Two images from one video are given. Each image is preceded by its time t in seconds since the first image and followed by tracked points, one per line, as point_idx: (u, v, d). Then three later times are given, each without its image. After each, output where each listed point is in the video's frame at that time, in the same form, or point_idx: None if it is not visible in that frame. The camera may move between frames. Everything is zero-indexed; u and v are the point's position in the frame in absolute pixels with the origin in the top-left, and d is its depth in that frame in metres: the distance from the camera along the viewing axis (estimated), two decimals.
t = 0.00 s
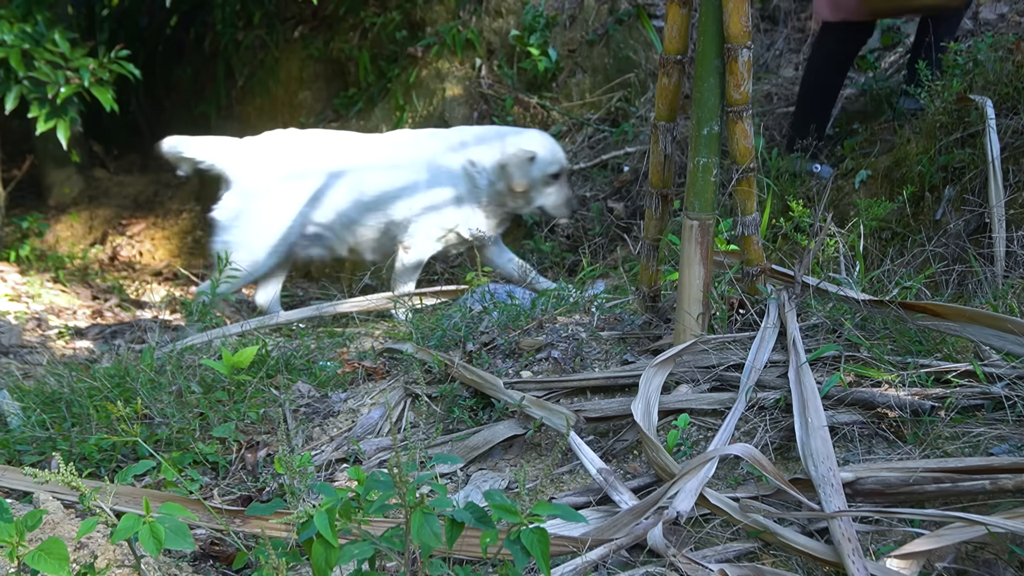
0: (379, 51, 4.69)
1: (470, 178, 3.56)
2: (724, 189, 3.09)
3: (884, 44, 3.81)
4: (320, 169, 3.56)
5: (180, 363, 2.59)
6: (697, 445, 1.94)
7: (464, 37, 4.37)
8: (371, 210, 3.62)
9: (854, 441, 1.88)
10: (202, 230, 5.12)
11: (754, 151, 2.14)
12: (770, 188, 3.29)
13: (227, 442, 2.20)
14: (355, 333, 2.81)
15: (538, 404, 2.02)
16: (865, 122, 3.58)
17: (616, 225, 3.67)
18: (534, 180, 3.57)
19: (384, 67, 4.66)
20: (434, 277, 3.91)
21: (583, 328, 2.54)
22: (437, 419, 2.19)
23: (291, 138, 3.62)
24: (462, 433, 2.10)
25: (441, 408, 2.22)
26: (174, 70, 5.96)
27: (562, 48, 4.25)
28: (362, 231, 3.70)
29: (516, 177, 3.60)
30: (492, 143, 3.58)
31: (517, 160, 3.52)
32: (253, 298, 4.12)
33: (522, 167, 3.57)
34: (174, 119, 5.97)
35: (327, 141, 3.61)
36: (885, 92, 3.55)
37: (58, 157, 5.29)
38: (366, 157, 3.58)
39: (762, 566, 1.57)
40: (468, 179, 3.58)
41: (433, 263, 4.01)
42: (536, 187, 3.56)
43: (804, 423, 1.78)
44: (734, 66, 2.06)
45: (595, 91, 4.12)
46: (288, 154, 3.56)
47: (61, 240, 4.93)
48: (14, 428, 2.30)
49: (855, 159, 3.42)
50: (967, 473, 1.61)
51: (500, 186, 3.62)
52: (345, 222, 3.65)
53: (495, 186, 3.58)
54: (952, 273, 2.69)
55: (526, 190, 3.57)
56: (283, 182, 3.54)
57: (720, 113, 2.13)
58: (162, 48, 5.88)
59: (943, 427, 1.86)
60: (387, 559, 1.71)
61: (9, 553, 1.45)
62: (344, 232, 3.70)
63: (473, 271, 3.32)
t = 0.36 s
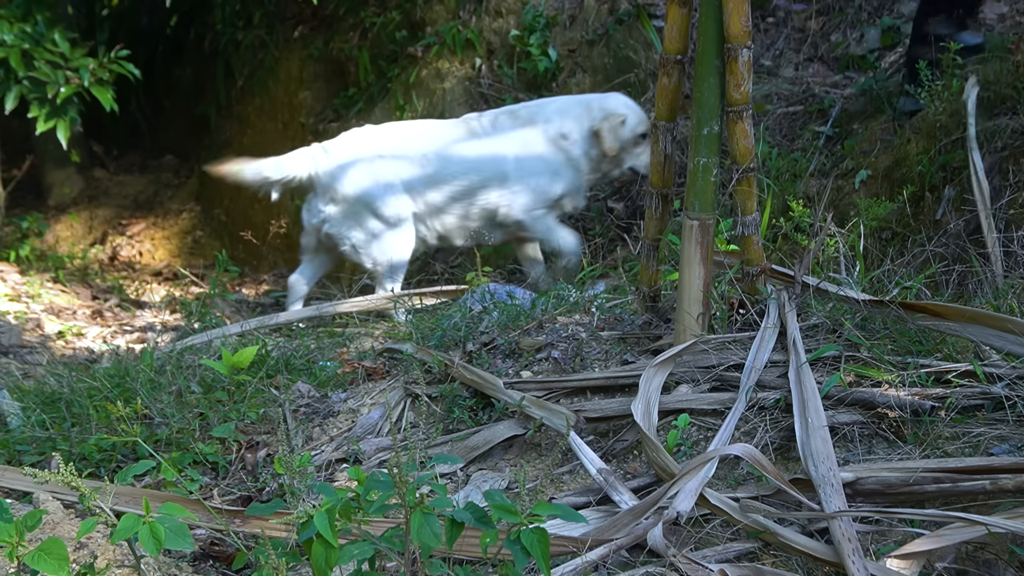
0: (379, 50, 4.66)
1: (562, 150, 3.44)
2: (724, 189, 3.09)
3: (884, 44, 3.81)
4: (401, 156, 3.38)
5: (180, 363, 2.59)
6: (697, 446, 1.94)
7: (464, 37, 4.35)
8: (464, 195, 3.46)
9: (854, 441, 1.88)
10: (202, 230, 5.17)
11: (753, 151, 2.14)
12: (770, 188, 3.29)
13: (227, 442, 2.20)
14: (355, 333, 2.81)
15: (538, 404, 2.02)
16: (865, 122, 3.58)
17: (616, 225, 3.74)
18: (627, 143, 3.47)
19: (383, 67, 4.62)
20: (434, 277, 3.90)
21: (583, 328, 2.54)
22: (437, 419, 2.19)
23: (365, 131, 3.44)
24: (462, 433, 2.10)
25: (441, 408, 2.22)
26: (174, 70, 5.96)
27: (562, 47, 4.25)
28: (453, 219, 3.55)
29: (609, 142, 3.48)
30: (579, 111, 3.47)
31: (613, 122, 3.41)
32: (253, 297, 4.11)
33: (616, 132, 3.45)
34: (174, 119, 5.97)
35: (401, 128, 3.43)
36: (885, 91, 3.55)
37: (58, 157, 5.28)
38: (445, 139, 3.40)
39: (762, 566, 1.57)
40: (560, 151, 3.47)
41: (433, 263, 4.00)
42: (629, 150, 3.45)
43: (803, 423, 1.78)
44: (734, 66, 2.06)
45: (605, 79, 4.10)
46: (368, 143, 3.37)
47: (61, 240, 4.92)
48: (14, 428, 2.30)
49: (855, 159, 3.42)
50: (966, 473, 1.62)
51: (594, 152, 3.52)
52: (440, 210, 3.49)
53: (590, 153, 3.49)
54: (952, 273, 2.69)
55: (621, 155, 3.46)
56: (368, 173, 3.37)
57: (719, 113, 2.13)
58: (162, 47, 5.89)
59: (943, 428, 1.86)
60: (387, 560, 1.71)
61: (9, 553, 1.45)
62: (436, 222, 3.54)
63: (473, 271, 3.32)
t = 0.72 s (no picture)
0: (379, 50, 4.65)
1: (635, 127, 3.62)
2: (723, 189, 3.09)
3: (884, 44, 3.81)
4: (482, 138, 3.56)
5: (180, 363, 2.59)
6: (698, 446, 1.94)
7: (464, 37, 4.34)
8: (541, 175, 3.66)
9: (854, 441, 1.88)
10: (202, 230, 5.19)
11: (753, 151, 2.14)
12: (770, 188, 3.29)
13: (227, 442, 2.20)
14: (355, 333, 2.81)
15: (538, 404, 2.02)
16: (865, 122, 3.58)
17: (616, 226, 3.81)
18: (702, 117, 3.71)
19: (383, 67, 4.60)
20: (434, 277, 3.90)
21: (583, 328, 2.54)
22: (437, 419, 2.19)
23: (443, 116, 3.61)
24: (462, 433, 2.10)
25: (441, 408, 2.22)
26: (174, 70, 5.97)
27: (562, 47, 4.24)
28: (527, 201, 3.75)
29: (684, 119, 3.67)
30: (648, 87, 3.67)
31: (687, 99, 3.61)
32: (253, 297, 4.11)
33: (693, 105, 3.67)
34: (174, 119, 5.97)
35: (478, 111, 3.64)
36: (885, 91, 3.55)
37: (58, 157, 5.27)
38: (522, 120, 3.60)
39: (762, 566, 1.57)
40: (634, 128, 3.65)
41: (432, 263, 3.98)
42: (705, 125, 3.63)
43: (804, 423, 1.78)
44: (734, 66, 2.06)
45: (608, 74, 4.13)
46: (447, 124, 3.57)
47: (61, 240, 4.92)
48: (14, 428, 2.30)
49: (855, 159, 3.42)
50: (967, 473, 1.62)
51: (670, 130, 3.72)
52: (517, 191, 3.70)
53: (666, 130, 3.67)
54: (952, 273, 2.70)
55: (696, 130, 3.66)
56: (447, 154, 3.57)
57: (719, 113, 2.13)
58: (163, 47, 5.89)
59: (943, 427, 1.86)
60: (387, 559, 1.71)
61: (10, 553, 1.45)
62: (510, 203, 3.74)
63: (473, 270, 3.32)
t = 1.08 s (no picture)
0: (379, 51, 4.60)
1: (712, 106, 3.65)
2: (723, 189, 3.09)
3: (884, 44, 3.81)
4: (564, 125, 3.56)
5: (180, 363, 2.59)
6: (698, 446, 1.94)
7: (464, 37, 4.28)
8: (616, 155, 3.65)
9: (854, 441, 1.88)
10: (202, 230, 5.20)
11: (753, 151, 2.15)
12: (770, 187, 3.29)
13: (227, 442, 2.20)
14: (355, 333, 2.80)
15: (538, 404, 2.02)
16: (865, 122, 3.58)
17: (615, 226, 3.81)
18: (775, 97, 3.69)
19: (383, 67, 4.58)
20: (434, 277, 3.89)
21: (583, 328, 2.54)
22: (437, 419, 2.19)
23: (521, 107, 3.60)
24: (462, 433, 2.10)
25: (441, 408, 2.22)
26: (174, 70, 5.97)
27: (562, 47, 4.23)
28: (603, 180, 3.73)
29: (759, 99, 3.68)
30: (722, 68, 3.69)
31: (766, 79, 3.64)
32: (253, 297, 4.11)
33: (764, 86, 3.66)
34: (174, 119, 5.97)
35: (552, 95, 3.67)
36: (885, 91, 3.56)
37: (58, 157, 5.27)
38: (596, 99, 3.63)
39: (762, 566, 1.57)
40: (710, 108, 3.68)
41: (432, 263, 3.97)
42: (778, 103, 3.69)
43: (804, 423, 1.78)
44: (734, 66, 2.06)
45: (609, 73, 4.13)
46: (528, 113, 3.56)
47: (61, 240, 4.92)
48: (14, 428, 2.30)
49: (855, 159, 3.42)
50: (967, 473, 1.62)
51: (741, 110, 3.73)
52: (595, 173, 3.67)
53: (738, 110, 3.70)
54: (952, 273, 2.70)
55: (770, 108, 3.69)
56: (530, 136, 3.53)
57: (719, 113, 2.13)
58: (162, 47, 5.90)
59: (943, 428, 1.86)
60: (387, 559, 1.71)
61: (10, 553, 1.45)
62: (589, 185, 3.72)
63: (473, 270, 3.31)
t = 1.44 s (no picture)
0: (379, 50, 4.59)
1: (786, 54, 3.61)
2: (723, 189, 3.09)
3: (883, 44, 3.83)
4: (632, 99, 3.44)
5: (180, 363, 2.59)
6: (698, 445, 1.94)
7: (464, 37, 4.27)
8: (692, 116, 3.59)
9: (854, 441, 1.89)
10: (202, 230, 5.20)
11: (753, 151, 2.15)
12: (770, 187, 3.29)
13: (227, 442, 2.20)
14: (355, 333, 2.80)
15: (538, 404, 2.02)
16: (865, 122, 3.58)
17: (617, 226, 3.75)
18: (852, 43, 3.63)
19: (383, 67, 4.56)
20: (434, 277, 3.88)
21: (583, 328, 2.54)
22: (437, 419, 2.19)
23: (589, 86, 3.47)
24: (462, 433, 2.10)
25: (441, 408, 2.22)
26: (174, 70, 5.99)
27: (562, 48, 4.24)
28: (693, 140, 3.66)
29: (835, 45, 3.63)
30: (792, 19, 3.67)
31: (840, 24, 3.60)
32: (253, 297, 4.11)
33: (839, 33, 3.61)
34: (174, 119, 5.97)
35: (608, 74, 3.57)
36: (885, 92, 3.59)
37: (58, 157, 5.26)
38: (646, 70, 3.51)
39: (762, 566, 1.57)
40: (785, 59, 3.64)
41: (432, 263, 3.96)
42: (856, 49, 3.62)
43: (804, 423, 1.78)
44: (734, 66, 2.06)
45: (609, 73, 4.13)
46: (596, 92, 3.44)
47: (61, 240, 4.92)
48: (14, 428, 2.30)
49: (855, 159, 3.43)
50: (966, 473, 1.62)
51: (818, 60, 3.68)
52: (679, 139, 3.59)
53: (817, 59, 3.65)
54: (951, 273, 2.70)
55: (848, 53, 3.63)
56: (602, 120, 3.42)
57: (720, 113, 2.14)
58: (162, 47, 5.91)
59: (943, 428, 1.86)
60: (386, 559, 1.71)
61: (9, 552, 1.45)
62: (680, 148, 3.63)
63: (473, 270, 3.31)
